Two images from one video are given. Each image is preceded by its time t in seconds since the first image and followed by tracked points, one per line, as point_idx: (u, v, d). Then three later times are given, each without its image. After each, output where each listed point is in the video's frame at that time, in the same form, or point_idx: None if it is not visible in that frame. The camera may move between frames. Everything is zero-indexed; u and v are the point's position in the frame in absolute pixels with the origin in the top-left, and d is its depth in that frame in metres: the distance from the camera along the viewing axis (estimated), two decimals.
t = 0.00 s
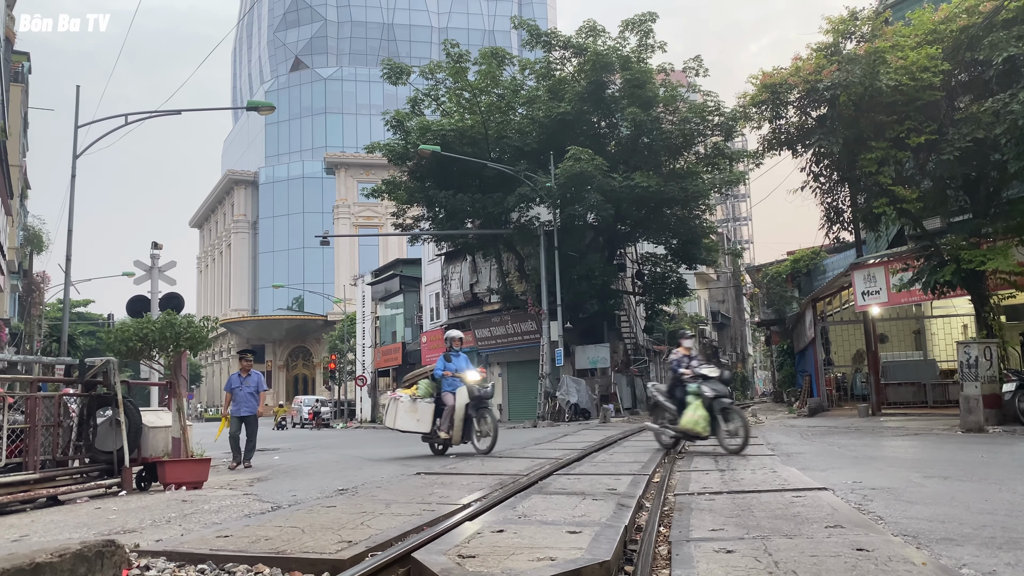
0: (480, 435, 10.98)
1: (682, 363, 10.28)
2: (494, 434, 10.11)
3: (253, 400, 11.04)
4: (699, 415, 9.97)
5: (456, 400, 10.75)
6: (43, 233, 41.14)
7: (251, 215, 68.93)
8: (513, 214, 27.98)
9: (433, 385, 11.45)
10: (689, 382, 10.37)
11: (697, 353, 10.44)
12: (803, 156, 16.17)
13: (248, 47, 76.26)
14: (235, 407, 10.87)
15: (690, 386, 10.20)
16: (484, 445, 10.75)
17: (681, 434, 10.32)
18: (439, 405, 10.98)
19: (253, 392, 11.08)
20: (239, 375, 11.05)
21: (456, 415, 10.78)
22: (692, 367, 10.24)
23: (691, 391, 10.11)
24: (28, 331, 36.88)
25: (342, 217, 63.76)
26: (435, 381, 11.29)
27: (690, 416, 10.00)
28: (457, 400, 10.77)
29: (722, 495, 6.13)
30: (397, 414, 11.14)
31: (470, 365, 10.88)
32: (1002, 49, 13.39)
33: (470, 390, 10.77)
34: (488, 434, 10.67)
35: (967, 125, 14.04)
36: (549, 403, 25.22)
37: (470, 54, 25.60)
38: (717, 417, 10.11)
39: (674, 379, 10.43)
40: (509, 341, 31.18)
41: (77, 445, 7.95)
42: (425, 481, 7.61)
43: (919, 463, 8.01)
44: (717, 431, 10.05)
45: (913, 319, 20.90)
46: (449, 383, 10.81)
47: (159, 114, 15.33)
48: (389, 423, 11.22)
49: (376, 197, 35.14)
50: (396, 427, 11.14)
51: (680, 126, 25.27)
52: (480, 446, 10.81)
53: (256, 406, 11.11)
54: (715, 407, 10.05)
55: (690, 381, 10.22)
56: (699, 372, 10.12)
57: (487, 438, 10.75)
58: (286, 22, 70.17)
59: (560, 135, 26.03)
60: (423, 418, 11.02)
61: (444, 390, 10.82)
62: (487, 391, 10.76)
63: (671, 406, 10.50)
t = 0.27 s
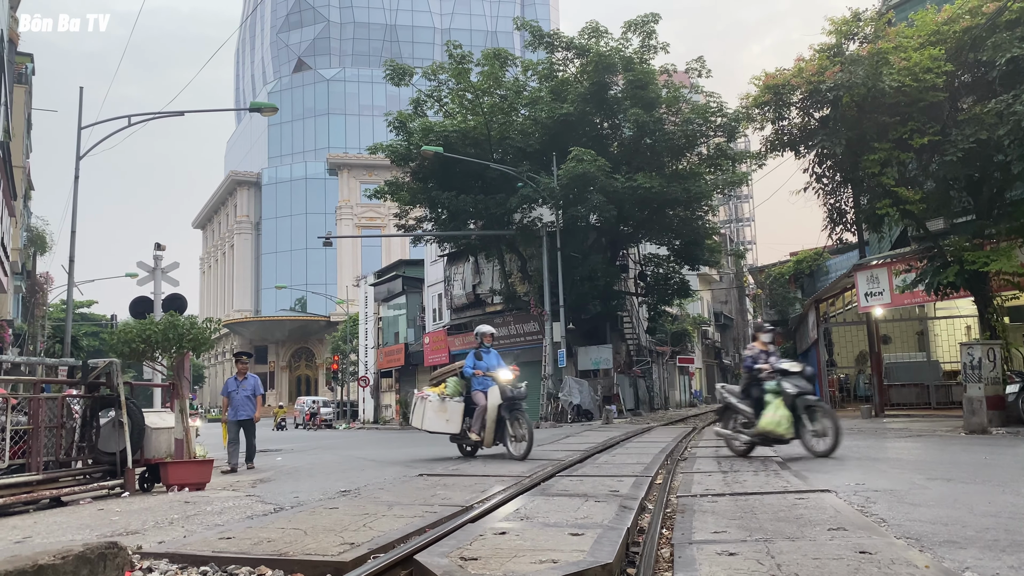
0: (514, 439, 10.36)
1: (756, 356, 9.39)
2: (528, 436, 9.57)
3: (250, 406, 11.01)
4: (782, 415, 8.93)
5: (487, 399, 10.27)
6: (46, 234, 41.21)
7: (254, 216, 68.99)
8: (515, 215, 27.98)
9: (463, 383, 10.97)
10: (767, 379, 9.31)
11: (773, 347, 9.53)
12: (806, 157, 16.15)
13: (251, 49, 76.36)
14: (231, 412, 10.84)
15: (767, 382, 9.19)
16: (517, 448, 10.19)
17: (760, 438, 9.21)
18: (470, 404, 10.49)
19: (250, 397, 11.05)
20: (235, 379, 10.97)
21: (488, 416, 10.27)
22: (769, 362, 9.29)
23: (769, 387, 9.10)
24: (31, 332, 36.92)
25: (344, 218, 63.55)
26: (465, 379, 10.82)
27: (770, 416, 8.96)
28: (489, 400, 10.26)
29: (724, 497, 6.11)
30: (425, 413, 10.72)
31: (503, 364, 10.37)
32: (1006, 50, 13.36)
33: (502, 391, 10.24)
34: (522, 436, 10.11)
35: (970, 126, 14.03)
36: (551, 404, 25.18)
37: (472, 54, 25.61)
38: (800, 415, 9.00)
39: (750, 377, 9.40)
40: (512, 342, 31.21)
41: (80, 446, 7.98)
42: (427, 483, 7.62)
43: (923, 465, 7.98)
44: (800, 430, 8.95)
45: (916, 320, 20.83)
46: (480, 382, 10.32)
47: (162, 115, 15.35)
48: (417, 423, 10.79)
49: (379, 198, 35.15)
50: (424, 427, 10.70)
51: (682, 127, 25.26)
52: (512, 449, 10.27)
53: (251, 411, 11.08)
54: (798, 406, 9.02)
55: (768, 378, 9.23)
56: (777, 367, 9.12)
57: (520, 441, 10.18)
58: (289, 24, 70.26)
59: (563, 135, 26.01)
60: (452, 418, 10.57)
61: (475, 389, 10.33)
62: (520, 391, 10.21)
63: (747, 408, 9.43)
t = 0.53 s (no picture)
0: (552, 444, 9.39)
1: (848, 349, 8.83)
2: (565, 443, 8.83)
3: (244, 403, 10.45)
4: (881, 413, 8.42)
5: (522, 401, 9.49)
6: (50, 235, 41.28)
7: (257, 217, 69.04)
8: (518, 216, 27.99)
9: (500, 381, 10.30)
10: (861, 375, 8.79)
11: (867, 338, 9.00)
12: (809, 158, 16.13)
13: (254, 50, 76.45)
14: (226, 412, 10.38)
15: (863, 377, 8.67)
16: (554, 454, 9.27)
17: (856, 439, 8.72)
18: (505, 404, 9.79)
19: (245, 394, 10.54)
20: (230, 376, 10.54)
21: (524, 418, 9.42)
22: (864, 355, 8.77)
23: (867, 382, 8.58)
24: (35, 333, 36.97)
25: (347, 218, 63.71)
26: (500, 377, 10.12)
27: (870, 414, 8.47)
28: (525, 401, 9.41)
29: (727, 498, 6.11)
30: (455, 412, 10.11)
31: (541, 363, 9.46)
32: (1009, 51, 13.33)
33: (539, 392, 9.31)
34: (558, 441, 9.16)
35: (974, 126, 13.99)
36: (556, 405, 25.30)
37: (475, 56, 25.63)
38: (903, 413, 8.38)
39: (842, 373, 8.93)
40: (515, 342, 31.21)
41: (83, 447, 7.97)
42: (429, 484, 7.62)
43: (926, 466, 7.98)
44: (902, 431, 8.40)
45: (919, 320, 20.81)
46: (516, 382, 9.54)
47: (165, 116, 15.36)
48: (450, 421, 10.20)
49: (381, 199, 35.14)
50: (457, 427, 10.11)
51: (685, 128, 25.28)
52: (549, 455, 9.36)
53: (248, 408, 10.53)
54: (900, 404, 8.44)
55: (865, 372, 8.69)
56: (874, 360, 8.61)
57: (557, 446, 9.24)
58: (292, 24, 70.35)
59: (565, 136, 25.98)
60: (484, 418, 9.94)
61: (510, 389, 9.57)
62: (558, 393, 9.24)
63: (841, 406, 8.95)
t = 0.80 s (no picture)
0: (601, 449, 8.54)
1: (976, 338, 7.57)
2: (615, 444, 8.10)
3: (240, 404, 10.35)
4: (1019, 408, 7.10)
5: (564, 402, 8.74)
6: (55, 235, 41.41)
7: (260, 217, 69.16)
8: (521, 216, 27.99)
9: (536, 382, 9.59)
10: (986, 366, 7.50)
11: (992, 325, 7.69)
12: (813, 158, 16.11)
13: (258, 50, 76.58)
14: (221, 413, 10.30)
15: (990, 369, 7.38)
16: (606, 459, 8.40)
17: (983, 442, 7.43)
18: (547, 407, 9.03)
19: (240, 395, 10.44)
20: (226, 377, 10.49)
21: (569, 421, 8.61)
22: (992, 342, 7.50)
23: (996, 375, 7.26)
24: (39, 333, 37.04)
25: (351, 219, 63.81)
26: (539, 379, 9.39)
27: (1000, 410, 7.15)
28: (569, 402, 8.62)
29: (730, 499, 6.11)
30: (493, 417, 9.37)
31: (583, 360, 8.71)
32: (1013, 51, 13.29)
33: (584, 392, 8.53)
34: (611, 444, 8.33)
35: (977, 127, 13.95)
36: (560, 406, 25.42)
37: (478, 56, 25.69)
38: None
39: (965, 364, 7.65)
40: (518, 343, 31.21)
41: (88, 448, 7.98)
42: (433, 485, 7.63)
43: (930, 468, 7.97)
44: None
45: (923, 321, 20.79)
46: (556, 382, 8.84)
47: (169, 117, 15.39)
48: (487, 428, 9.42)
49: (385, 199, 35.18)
50: (496, 433, 9.33)
51: (688, 129, 25.27)
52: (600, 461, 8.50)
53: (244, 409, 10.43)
54: None
55: (992, 364, 7.38)
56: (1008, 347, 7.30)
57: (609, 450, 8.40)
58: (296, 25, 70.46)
59: (568, 137, 25.97)
60: (523, 423, 9.16)
61: (550, 390, 8.86)
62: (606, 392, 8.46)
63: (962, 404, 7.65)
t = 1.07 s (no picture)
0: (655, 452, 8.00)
1: None
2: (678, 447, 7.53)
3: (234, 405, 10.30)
4: None
5: (614, 401, 8.12)
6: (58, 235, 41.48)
7: (263, 217, 69.21)
8: (524, 216, 27.99)
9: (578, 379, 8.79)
10: None
11: None
12: (816, 159, 16.09)
13: (261, 50, 76.69)
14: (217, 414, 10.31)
15: None
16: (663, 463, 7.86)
17: None
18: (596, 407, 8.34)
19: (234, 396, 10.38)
20: (222, 377, 10.45)
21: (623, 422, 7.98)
22: None
23: None
24: (43, 333, 37.08)
25: (354, 219, 63.84)
26: (586, 377, 8.63)
27: None
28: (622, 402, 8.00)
29: (733, 500, 6.10)
30: (536, 417, 8.57)
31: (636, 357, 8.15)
32: (1018, 51, 13.26)
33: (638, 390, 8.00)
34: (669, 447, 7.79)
35: (981, 127, 13.92)
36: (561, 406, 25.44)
37: (481, 56, 25.71)
38: None
39: None
40: (521, 343, 31.20)
41: (92, 448, 8.00)
42: (436, 485, 7.63)
43: (934, 468, 7.94)
44: None
45: (926, 321, 20.74)
46: (605, 379, 8.20)
47: (172, 117, 15.41)
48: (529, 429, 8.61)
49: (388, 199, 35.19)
50: (539, 435, 8.53)
51: (692, 129, 25.23)
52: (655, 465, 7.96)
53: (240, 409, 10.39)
54: None
55: None
56: None
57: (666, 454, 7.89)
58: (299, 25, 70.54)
59: (571, 137, 25.94)
60: (569, 424, 8.40)
61: (598, 388, 8.21)
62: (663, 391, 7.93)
63: None
